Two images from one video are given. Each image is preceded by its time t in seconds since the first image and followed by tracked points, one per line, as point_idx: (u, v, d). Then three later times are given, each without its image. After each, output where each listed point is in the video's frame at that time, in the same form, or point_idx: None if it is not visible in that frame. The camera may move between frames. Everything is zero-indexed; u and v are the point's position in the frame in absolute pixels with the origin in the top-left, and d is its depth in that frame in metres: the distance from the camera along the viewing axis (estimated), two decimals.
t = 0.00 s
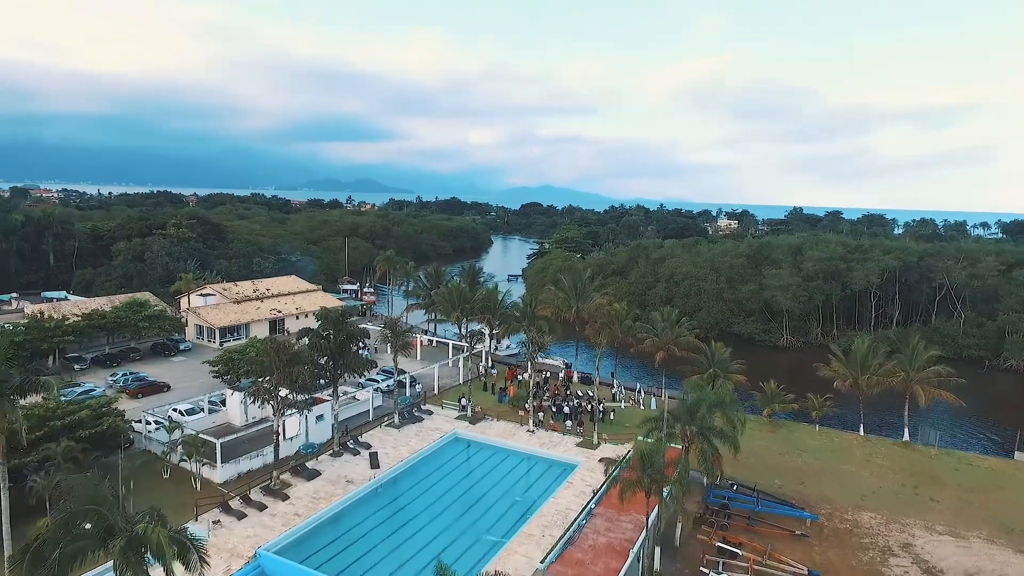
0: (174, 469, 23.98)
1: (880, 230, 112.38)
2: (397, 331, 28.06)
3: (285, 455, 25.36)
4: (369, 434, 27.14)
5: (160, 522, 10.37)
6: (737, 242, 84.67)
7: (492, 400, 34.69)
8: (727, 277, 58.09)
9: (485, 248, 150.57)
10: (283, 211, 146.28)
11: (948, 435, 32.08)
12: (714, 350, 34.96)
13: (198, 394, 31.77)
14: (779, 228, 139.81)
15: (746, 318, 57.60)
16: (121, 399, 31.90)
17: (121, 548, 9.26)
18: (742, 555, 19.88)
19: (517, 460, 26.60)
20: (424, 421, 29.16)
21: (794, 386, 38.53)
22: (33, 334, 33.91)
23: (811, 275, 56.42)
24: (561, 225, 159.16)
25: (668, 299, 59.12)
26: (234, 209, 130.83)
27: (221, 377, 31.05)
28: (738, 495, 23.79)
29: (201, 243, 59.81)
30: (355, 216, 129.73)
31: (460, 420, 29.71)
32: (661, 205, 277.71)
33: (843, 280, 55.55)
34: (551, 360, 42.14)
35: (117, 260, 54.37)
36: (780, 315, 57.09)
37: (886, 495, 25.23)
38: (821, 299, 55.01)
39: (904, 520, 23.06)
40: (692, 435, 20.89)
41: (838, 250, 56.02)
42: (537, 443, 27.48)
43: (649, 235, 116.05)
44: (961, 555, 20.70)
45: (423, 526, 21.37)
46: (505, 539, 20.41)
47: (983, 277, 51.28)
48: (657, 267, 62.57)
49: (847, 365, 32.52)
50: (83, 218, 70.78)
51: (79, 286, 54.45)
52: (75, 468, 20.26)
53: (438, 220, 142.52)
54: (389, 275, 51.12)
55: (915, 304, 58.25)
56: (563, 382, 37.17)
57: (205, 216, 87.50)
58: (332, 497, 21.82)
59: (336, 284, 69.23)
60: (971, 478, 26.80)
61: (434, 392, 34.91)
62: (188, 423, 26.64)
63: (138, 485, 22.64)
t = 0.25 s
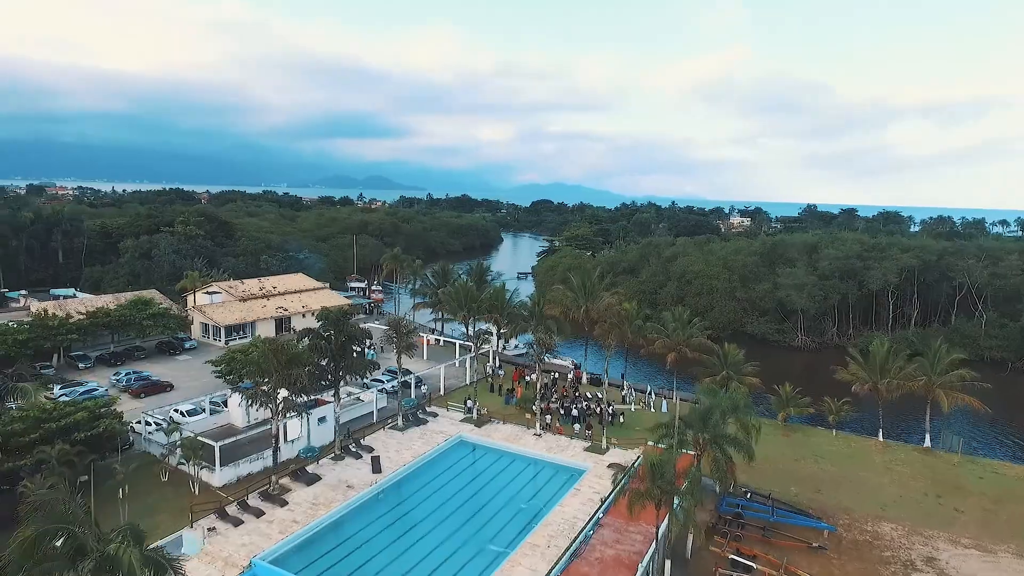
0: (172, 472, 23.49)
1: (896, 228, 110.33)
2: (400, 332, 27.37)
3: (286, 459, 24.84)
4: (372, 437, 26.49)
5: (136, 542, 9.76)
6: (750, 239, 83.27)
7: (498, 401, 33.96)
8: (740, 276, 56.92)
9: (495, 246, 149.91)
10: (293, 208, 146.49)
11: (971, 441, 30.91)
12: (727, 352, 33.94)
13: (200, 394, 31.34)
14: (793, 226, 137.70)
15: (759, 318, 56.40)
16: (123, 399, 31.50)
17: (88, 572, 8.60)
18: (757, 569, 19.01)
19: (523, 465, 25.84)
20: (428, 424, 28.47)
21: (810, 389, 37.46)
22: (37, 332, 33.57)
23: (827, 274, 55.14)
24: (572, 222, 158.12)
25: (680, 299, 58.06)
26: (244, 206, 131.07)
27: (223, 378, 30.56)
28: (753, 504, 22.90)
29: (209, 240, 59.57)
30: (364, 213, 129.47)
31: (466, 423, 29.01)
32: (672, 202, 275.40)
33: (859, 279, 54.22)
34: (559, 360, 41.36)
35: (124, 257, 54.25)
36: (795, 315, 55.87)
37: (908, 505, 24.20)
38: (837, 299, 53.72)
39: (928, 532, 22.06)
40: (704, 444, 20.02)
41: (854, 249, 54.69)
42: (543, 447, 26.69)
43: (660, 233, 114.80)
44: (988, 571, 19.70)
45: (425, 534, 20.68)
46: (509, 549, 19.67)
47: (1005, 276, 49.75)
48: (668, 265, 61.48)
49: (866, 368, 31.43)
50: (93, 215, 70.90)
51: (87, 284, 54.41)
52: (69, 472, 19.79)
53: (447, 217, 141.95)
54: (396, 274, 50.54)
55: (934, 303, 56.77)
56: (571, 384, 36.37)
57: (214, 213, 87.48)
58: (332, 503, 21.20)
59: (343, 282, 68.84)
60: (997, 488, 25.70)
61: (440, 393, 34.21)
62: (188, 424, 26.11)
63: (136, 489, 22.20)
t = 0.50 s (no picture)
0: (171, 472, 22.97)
1: (917, 223, 107.73)
2: (405, 329, 26.54)
3: (289, 459, 24.28)
4: (375, 438, 25.78)
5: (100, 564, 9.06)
6: (767, 234, 81.58)
7: (507, 400, 33.18)
8: (756, 272, 55.53)
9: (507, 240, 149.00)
10: (306, 203, 146.60)
11: (1001, 447, 29.54)
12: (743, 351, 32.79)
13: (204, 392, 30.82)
14: (811, 221, 135.18)
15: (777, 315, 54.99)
16: (127, 396, 31.12)
17: None
18: None
19: (531, 469, 24.98)
20: (434, 425, 27.70)
21: (829, 391, 36.20)
22: (41, 327, 33.27)
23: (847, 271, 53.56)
24: (585, 217, 156.73)
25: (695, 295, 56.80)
26: (258, 200, 131.38)
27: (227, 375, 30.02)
28: (770, 513, 21.87)
29: (218, 235, 59.30)
30: (376, 207, 129.16)
31: (473, 423, 28.22)
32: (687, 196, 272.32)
33: (881, 275, 52.63)
34: (570, 359, 40.43)
35: (134, 252, 54.12)
36: (813, 313, 54.40)
37: (935, 515, 23.01)
38: (857, 296, 52.18)
39: (957, 545, 20.90)
40: (720, 451, 19.00)
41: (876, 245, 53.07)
42: (552, 450, 25.79)
43: (675, 227, 113.17)
44: None
45: (427, 541, 19.91)
46: (514, 560, 18.83)
47: None
48: (683, 261, 60.18)
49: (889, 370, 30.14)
50: (106, 209, 71.05)
51: (98, 278, 54.40)
52: (63, 473, 19.28)
53: (460, 211, 141.25)
54: (405, 269, 49.86)
55: (959, 301, 54.96)
56: (582, 383, 35.46)
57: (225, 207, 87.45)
58: (332, 507, 20.51)
59: (354, 277, 68.37)
60: None
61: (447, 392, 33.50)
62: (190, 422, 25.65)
63: (134, 490, 21.71)
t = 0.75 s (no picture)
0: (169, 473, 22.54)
1: (937, 218, 105.47)
2: (408, 328, 25.87)
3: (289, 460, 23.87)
4: (378, 439, 25.18)
5: None
6: (782, 229, 80.08)
7: (514, 400, 32.49)
8: (770, 268, 54.33)
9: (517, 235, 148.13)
10: (317, 197, 146.68)
11: None
12: (758, 351, 31.80)
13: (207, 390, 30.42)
14: (827, 215, 133.03)
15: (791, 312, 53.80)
16: (130, 393, 30.80)
17: None
18: None
19: (537, 472, 24.24)
20: (438, 425, 27.05)
21: (847, 392, 35.12)
22: (45, 323, 33.03)
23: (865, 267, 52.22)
24: (596, 211, 155.40)
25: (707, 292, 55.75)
26: (268, 194, 131.54)
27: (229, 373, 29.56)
28: (785, 521, 20.97)
29: (226, 229, 59.02)
30: (386, 202, 128.79)
31: (478, 424, 27.52)
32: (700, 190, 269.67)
33: (899, 272, 51.25)
34: (579, 357, 39.64)
35: (142, 246, 53.96)
36: (829, 310, 53.15)
37: (960, 524, 21.97)
38: (875, 293, 50.85)
39: (983, 558, 19.88)
40: (734, 459, 17.99)
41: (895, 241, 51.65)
42: (559, 453, 25.04)
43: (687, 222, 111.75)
44: None
45: (428, 548, 19.23)
46: (518, 569, 18.13)
47: None
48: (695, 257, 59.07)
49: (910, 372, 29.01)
50: (116, 204, 71.11)
51: (106, 273, 54.34)
52: (57, 476, 18.86)
53: (470, 206, 140.57)
54: (412, 265, 49.22)
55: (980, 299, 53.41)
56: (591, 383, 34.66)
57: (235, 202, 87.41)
58: (330, 512, 19.89)
59: (362, 272, 67.94)
60: None
61: (453, 391, 32.87)
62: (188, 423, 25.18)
63: (131, 491, 21.27)
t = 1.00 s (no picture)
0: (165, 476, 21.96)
1: (955, 213, 103.45)
2: (410, 328, 25.08)
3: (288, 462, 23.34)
4: (379, 442, 24.45)
5: None
6: (798, 225, 78.48)
7: (521, 400, 31.62)
8: (786, 265, 52.97)
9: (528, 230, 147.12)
10: (327, 191, 146.61)
11: None
12: (773, 352, 30.65)
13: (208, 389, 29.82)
14: (843, 211, 130.84)
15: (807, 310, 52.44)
16: (130, 392, 30.32)
17: None
18: None
19: (543, 478, 23.37)
20: (441, 427, 26.26)
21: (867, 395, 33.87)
22: (46, 320, 32.62)
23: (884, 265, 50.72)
24: (607, 206, 153.91)
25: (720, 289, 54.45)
26: (279, 189, 131.59)
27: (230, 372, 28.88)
28: (804, 534, 19.94)
29: (233, 224, 58.62)
30: (396, 196, 128.30)
31: (483, 426, 26.66)
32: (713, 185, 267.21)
33: (920, 270, 49.74)
34: (588, 357, 38.68)
35: (148, 241, 53.71)
36: (847, 309, 51.74)
37: (989, 538, 20.80)
38: (894, 292, 49.41)
39: None
40: (749, 470, 16.97)
41: (916, 237, 50.13)
42: (565, 458, 24.14)
43: (700, 217, 110.19)
44: None
45: (429, 558, 18.43)
46: None
47: None
48: (708, 252, 57.80)
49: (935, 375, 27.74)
50: (125, 198, 71.03)
51: (113, 267, 54.16)
52: (46, 479, 18.30)
53: (480, 200, 139.64)
54: (419, 260, 48.45)
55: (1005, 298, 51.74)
56: (600, 383, 33.70)
57: (244, 197, 87.18)
58: (327, 519, 19.13)
59: (370, 267, 67.34)
60: None
61: (459, 391, 32.08)
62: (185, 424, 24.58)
63: (125, 495, 20.70)
